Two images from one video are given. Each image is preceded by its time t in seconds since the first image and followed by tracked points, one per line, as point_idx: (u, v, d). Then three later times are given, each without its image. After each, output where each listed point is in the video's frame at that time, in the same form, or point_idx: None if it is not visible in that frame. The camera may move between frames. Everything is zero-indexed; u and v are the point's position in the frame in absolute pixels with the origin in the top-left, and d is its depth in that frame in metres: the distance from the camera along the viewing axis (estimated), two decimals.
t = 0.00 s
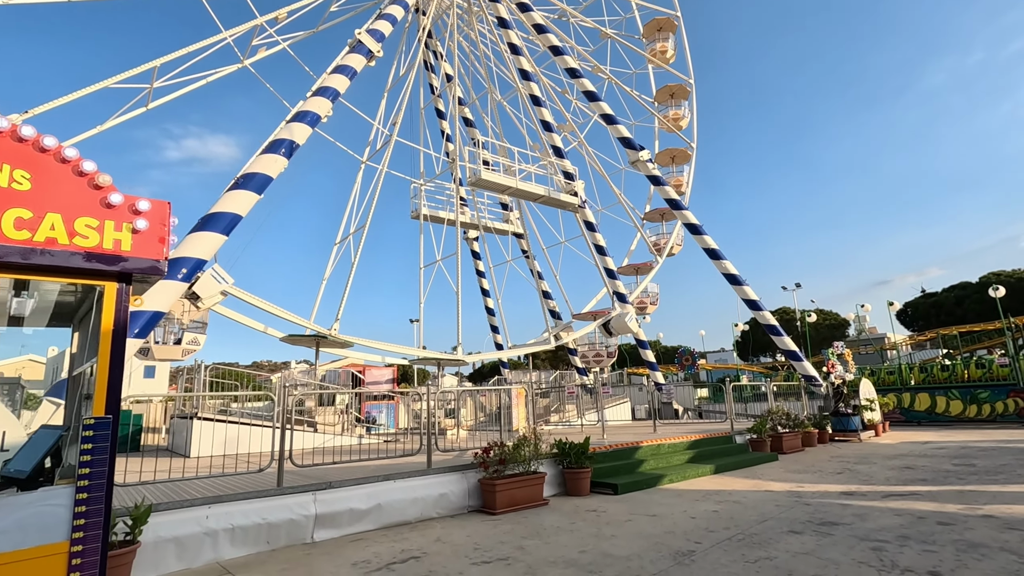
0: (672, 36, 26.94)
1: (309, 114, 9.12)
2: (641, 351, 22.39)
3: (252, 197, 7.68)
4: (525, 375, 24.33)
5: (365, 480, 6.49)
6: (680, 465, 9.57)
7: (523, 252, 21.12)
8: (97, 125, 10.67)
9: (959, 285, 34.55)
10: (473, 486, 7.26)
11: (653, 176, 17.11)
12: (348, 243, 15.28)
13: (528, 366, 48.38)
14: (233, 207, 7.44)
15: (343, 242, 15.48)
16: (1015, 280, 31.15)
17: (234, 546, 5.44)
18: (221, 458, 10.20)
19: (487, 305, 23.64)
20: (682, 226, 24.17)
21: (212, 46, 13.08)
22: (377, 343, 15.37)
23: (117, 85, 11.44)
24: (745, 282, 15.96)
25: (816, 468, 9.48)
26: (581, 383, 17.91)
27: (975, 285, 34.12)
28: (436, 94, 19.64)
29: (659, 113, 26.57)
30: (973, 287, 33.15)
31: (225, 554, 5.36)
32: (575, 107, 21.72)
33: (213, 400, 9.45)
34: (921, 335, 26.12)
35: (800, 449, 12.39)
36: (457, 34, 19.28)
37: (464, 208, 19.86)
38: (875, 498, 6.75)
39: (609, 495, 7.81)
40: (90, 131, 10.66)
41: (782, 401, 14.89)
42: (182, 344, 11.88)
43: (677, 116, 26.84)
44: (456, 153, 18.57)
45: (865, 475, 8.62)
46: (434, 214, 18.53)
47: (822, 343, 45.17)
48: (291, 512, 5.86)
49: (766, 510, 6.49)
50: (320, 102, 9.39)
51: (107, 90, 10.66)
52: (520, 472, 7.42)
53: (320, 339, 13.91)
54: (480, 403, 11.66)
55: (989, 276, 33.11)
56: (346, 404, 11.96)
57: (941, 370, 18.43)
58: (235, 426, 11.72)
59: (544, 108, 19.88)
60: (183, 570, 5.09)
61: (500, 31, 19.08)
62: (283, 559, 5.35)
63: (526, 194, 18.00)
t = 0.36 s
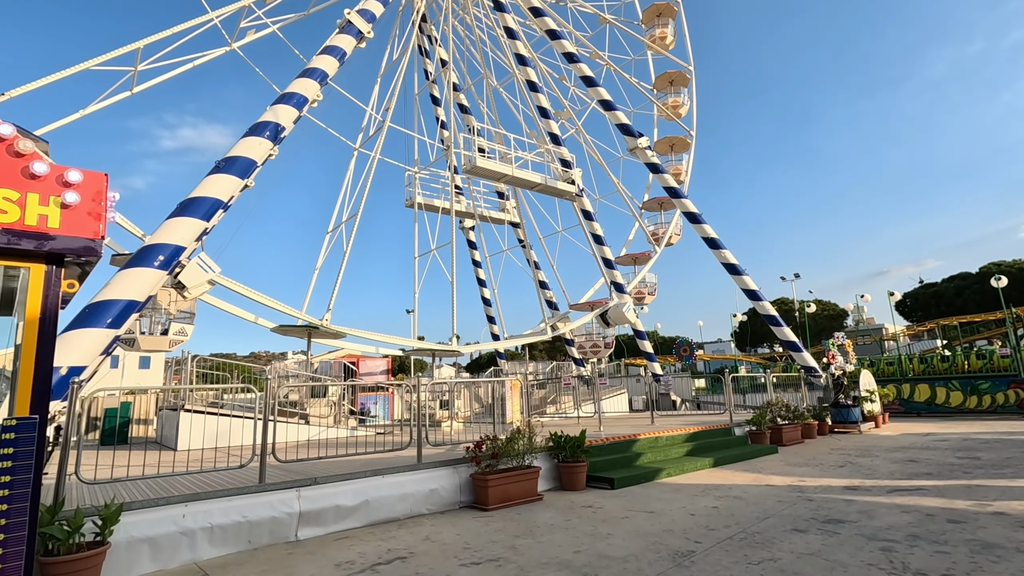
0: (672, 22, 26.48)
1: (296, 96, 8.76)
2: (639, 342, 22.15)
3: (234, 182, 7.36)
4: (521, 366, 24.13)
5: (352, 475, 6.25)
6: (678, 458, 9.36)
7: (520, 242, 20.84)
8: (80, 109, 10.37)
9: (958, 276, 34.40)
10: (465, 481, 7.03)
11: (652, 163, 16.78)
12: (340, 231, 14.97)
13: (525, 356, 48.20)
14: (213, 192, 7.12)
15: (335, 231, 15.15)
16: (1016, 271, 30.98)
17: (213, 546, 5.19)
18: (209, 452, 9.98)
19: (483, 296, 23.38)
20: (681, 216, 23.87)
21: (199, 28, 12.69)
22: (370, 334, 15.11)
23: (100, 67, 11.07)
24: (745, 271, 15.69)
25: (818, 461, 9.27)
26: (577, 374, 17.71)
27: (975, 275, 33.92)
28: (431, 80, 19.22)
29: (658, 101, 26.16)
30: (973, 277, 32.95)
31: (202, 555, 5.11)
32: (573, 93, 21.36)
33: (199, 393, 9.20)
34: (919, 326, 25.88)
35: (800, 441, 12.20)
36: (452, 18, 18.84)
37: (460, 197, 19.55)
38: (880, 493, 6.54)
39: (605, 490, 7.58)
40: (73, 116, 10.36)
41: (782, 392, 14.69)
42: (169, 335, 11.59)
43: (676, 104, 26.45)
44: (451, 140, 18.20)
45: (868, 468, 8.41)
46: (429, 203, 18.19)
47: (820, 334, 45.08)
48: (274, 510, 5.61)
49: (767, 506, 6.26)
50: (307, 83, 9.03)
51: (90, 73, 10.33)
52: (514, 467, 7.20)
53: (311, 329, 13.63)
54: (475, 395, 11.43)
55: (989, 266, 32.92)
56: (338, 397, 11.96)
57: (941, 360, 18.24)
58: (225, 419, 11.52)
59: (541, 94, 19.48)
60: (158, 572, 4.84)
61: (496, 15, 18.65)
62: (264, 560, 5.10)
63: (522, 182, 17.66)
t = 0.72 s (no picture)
0: (667, 9, 26.08)
1: (272, 76, 8.34)
2: (632, 334, 21.92)
3: (202, 163, 6.97)
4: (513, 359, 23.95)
5: (326, 470, 5.95)
6: (668, 451, 9.13)
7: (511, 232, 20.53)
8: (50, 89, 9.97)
9: (952, 268, 34.34)
10: (445, 476, 6.75)
11: (645, 152, 16.44)
12: (326, 220, 14.61)
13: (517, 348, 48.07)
14: (180, 173, 6.72)
15: (321, 219, 14.79)
16: (1009, 263, 30.93)
17: (174, 546, 4.88)
18: (186, 445, 9.68)
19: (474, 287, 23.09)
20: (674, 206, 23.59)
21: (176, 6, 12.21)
22: (357, 325, 14.79)
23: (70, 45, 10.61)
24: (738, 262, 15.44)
25: (811, 455, 9.06)
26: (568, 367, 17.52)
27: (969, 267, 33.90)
28: (421, 65, 18.81)
29: (653, 90, 25.81)
30: (967, 270, 32.94)
31: (161, 555, 4.80)
32: (566, 81, 20.99)
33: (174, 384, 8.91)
34: (912, 320, 25.90)
35: (792, 434, 12.00)
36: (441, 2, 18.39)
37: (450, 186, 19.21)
38: (875, 488, 6.32)
39: (592, 485, 7.32)
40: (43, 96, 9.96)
41: (775, 384, 14.50)
42: (146, 325, 11.06)
43: (671, 94, 26.13)
44: (441, 127, 17.81)
45: (863, 462, 8.20)
46: (418, 191, 17.83)
47: (813, 326, 45.11)
48: (240, 507, 5.30)
49: (759, 501, 6.02)
50: (284, 62, 8.62)
51: (58, 50, 9.88)
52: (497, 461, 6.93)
53: (295, 320, 13.28)
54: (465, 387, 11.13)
55: (983, 258, 32.90)
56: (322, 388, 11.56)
57: (934, 353, 18.26)
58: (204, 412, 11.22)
59: (533, 81, 19.10)
60: (113, 573, 4.53)
61: None
62: (228, 560, 4.80)
63: (513, 170, 17.32)
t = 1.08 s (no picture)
0: None
1: (208, 42, 7.70)
2: (592, 322, 21.95)
3: (126, 134, 6.36)
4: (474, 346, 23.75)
5: (262, 468, 5.56)
6: (625, 440, 9.05)
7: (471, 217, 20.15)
8: None
9: (897, 259, 35.87)
10: (394, 470, 6.45)
11: (607, 138, 16.27)
12: (275, 202, 13.86)
13: (480, 335, 47.82)
14: (99, 144, 6.11)
15: (270, 201, 14.03)
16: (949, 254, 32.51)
17: (85, 555, 4.41)
18: (118, 439, 9.05)
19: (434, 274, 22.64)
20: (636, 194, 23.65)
21: None
22: (309, 312, 14.22)
23: None
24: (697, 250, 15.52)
25: (764, 441, 9.15)
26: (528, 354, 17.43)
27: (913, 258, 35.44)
28: (378, 42, 18.06)
29: (616, 77, 25.70)
30: (912, 260, 34.43)
31: (70, 565, 4.33)
32: (529, 64, 20.62)
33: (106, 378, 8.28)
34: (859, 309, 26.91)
35: (747, 420, 12.18)
36: None
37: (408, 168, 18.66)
38: (825, 475, 6.37)
39: (548, 476, 7.16)
40: None
41: (730, 371, 14.72)
42: (74, 312, 10.09)
43: (634, 81, 26.09)
44: (398, 107, 17.19)
45: (813, 448, 8.31)
46: (375, 174, 17.22)
47: (768, 314, 46.50)
48: (164, 509, 4.85)
49: (713, 491, 5.97)
50: (222, 27, 7.96)
51: None
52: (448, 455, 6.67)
53: (241, 307, 12.60)
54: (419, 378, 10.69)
55: (926, 249, 34.43)
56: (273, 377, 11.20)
57: (880, 340, 18.97)
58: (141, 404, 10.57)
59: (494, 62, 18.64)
60: None
61: None
62: (147, 569, 4.38)
63: (473, 154, 16.89)
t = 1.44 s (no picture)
0: None
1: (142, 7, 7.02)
2: (558, 313, 21.77)
3: (44, 106, 5.77)
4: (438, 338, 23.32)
5: (195, 472, 5.07)
6: (590, 433, 8.84)
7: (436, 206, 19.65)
8: None
9: (853, 251, 36.96)
10: (345, 471, 6.05)
11: (574, 126, 15.99)
12: (225, 187, 13.07)
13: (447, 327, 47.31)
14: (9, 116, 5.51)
15: (219, 185, 13.22)
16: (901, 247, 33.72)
17: None
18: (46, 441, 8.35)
19: (398, 264, 22.06)
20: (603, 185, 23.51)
21: None
22: (262, 304, 13.53)
23: None
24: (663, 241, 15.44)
25: (728, 433, 9.08)
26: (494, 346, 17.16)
27: (869, 251, 36.59)
28: (337, 22, 17.30)
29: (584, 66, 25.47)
30: (867, 253, 35.56)
31: None
32: (495, 50, 20.16)
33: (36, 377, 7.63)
34: (818, 300, 27.56)
35: (711, 411, 12.16)
36: None
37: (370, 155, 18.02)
38: (790, 467, 6.26)
39: (509, 473, 6.85)
40: None
41: (695, 362, 14.74)
42: None
43: (601, 71, 25.91)
44: (359, 90, 16.52)
45: (778, 438, 8.25)
46: (334, 160, 16.53)
47: (730, 306, 47.42)
48: (78, 521, 4.33)
49: (678, 486, 5.77)
50: None
51: None
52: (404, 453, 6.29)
53: (187, 298, 11.85)
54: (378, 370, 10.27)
55: (881, 242, 35.55)
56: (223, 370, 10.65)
57: (838, 330, 19.37)
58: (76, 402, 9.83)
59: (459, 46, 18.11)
60: None
61: None
62: None
63: (437, 140, 16.36)
